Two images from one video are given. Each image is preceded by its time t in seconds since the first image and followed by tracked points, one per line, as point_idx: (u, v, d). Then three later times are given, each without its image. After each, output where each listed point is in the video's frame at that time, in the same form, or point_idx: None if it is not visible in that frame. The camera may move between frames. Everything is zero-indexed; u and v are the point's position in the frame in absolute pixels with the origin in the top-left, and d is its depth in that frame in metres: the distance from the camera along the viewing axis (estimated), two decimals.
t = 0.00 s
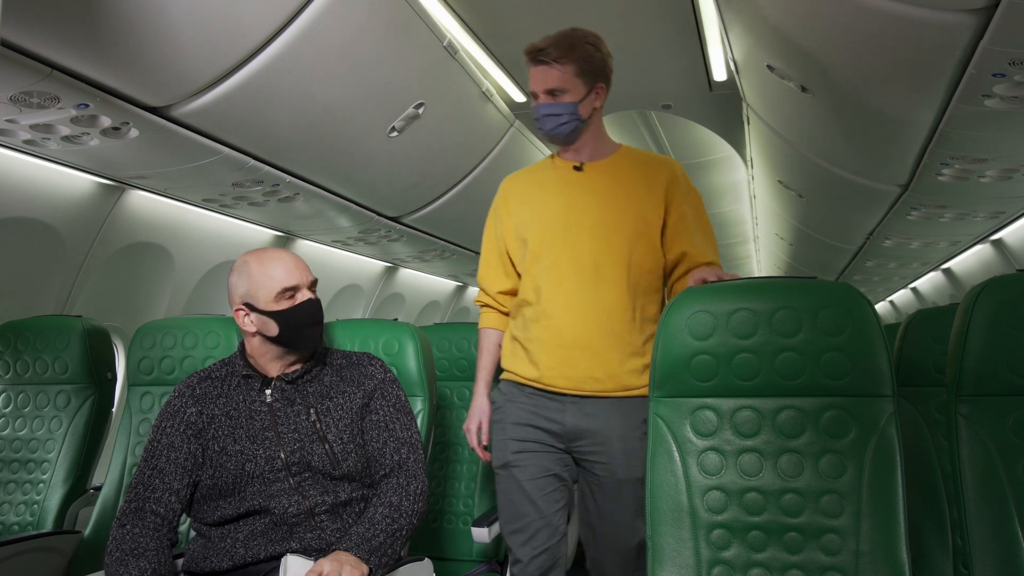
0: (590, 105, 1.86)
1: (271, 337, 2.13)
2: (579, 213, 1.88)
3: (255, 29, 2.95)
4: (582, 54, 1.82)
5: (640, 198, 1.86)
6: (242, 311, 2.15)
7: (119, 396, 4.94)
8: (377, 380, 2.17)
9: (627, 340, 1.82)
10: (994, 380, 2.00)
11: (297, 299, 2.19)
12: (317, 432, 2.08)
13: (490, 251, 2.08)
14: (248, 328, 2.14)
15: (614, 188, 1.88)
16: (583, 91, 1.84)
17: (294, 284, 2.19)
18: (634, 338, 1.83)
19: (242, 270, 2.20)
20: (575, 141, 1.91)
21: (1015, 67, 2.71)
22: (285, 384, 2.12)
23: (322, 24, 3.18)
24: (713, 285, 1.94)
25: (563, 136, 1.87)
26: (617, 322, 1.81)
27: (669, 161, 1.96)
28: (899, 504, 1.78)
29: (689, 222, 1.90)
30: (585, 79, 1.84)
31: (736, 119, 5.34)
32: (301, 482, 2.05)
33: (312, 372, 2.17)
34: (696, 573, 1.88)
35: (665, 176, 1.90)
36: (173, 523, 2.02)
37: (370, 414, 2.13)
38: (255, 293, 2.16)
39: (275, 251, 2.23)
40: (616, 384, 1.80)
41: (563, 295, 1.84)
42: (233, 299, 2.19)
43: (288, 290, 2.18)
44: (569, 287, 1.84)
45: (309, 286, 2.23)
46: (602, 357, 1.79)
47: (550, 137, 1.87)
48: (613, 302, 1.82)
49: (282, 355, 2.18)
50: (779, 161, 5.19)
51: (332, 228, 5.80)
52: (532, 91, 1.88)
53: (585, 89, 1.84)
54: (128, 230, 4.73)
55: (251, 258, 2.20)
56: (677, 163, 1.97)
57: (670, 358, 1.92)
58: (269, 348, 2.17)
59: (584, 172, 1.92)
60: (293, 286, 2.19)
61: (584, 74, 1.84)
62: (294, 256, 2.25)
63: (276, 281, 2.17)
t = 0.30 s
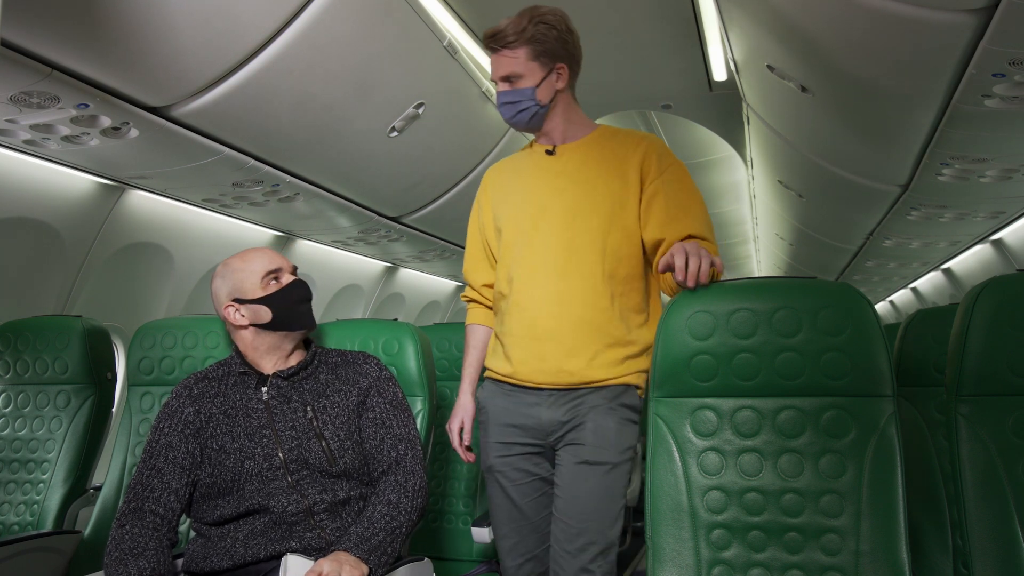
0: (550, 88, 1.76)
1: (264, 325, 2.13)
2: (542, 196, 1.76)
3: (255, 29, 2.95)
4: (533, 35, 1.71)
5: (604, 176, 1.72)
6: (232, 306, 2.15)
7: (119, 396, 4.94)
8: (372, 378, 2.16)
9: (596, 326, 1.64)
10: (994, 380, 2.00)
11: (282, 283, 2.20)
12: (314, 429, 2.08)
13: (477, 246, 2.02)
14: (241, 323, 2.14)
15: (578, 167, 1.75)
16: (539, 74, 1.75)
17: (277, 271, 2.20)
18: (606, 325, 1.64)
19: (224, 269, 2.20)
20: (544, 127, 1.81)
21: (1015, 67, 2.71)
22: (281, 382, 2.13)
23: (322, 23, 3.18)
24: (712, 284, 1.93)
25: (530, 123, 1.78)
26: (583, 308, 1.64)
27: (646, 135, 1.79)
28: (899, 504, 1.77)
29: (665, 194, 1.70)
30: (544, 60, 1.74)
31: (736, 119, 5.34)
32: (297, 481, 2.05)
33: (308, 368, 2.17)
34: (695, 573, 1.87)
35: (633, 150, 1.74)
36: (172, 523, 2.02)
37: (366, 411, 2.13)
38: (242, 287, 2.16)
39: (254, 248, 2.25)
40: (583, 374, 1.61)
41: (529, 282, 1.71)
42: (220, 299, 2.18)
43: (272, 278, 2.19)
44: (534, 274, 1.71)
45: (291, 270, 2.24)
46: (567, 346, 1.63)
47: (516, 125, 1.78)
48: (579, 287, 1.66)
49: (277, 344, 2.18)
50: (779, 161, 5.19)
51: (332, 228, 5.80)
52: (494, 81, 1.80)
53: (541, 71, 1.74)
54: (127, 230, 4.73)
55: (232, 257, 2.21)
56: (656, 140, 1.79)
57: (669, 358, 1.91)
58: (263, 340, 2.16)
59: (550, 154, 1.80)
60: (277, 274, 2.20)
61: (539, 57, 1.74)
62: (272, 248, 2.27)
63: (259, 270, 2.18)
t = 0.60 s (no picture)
0: (528, 73, 1.75)
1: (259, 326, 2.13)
2: (539, 187, 1.74)
3: (255, 29, 2.95)
4: (505, 21, 1.72)
5: (597, 161, 1.66)
6: (228, 307, 2.15)
7: (118, 396, 4.94)
8: (371, 377, 2.17)
9: (583, 316, 1.58)
10: (994, 380, 2.00)
11: (277, 285, 2.22)
12: (313, 429, 2.08)
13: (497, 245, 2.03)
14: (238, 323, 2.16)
15: (571, 156, 1.71)
16: (516, 61, 1.75)
17: (272, 272, 2.21)
18: (593, 315, 1.58)
19: (220, 271, 2.21)
20: (530, 112, 1.81)
21: (1014, 67, 2.71)
22: (280, 381, 2.13)
23: (322, 23, 3.18)
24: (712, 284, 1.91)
25: (511, 111, 1.80)
26: (572, 298, 1.59)
27: (648, 117, 1.72)
28: (899, 505, 1.77)
29: (662, 177, 1.62)
30: (521, 45, 1.74)
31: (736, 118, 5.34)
32: (297, 481, 2.05)
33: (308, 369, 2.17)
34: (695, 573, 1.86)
35: (628, 133, 1.67)
36: (173, 523, 2.02)
37: (366, 411, 2.13)
38: (237, 288, 2.17)
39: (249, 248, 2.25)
40: (563, 365, 1.56)
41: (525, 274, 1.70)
42: (217, 300, 2.19)
43: (267, 279, 2.20)
44: (529, 266, 1.69)
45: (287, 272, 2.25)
46: (555, 337, 1.59)
47: (499, 113, 1.81)
48: (569, 276, 1.61)
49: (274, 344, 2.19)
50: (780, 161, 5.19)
51: (332, 228, 5.80)
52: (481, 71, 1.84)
53: (518, 57, 1.74)
54: (127, 230, 4.73)
55: (228, 258, 2.22)
56: (652, 118, 1.72)
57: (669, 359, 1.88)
58: (260, 341, 2.18)
59: (549, 144, 1.78)
60: (271, 274, 2.21)
61: (515, 43, 1.75)
62: (266, 248, 2.27)
63: (254, 272, 2.19)
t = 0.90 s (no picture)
0: (538, 60, 1.72)
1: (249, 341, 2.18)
2: (558, 177, 1.72)
3: (255, 29, 2.95)
4: (513, 7, 1.72)
5: (610, 147, 1.63)
6: (225, 314, 2.23)
7: (118, 396, 4.94)
8: (371, 379, 2.17)
9: (600, 310, 1.57)
10: (994, 380, 1.99)
11: (274, 304, 2.21)
12: (312, 430, 2.09)
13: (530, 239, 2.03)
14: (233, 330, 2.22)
15: (588, 143, 1.67)
16: (525, 47, 1.73)
17: (271, 289, 2.21)
18: (609, 309, 1.56)
19: (226, 273, 2.25)
20: (545, 100, 1.79)
21: (1014, 67, 2.71)
22: (281, 384, 2.13)
23: (323, 23, 3.18)
24: (712, 284, 1.91)
25: (524, 99, 1.77)
26: (589, 290, 1.57)
27: (664, 93, 1.66)
28: (900, 505, 1.76)
29: (677, 158, 1.57)
30: (529, 31, 1.73)
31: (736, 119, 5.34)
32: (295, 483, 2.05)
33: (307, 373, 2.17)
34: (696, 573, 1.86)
35: (640, 112, 1.63)
36: (174, 523, 2.03)
37: (365, 412, 2.13)
38: (235, 297, 2.21)
39: (257, 253, 2.26)
40: (583, 364, 1.55)
41: (548, 269, 1.69)
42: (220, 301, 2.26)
43: (265, 296, 2.20)
44: (551, 261, 1.68)
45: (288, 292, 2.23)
46: (573, 332, 1.59)
47: (513, 102, 1.79)
48: (585, 267, 1.59)
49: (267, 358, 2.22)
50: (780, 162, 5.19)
51: (332, 228, 5.80)
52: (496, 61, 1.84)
53: (528, 44, 1.73)
54: (128, 230, 4.73)
55: (235, 260, 2.25)
56: (669, 93, 1.65)
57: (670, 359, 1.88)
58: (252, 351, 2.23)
59: (567, 132, 1.75)
60: (270, 292, 2.21)
61: (525, 29, 1.73)
62: (274, 257, 2.26)
63: (253, 286, 2.20)
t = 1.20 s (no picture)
0: (560, 50, 1.71)
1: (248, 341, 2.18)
2: (582, 175, 1.78)
3: (255, 29, 2.95)
4: None
5: (626, 144, 1.66)
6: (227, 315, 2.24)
7: (118, 396, 4.94)
8: (374, 380, 2.19)
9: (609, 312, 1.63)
10: (994, 380, 1.99)
11: (270, 301, 2.20)
12: (313, 432, 2.09)
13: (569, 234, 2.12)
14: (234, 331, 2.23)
15: (606, 140, 1.71)
16: (546, 37, 1.72)
17: (267, 286, 2.20)
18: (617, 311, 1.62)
19: (226, 275, 2.26)
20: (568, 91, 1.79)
21: (1014, 67, 2.71)
22: (282, 385, 2.13)
23: (322, 23, 3.18)
24: (712, 284, 1.91)
25: (545, 91, 1.77)
26: (603, 291, 1.63)
27: (682, 83, 1.65)
28: (899, 505, 1.76)
29: (686, 154, 1.57)
30: (549, 21, 1.71)
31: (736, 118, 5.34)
32: (295, 483, 2.05)
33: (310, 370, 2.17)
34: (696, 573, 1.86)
35: (651, 109, 1.64)
36: (174, 524, 2.02)
37: (367, 413, 2.14)
38: (235, 296, 2.22)
39: (258, 251, 2.26)
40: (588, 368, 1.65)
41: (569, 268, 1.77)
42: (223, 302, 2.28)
43: (262, 294, 2.19)
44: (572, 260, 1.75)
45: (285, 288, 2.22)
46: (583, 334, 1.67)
47: (535, 94, 1.78)
48: (598, 268, 1.64)
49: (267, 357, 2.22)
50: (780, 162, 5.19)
51: (332, 228, 5.81)
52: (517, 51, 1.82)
53: (549, 34, 1.71)
54: (127, 230, 4.74)
55: (236, 261, 2.26)
56: (685, 83, 1.65)
57: (671, 359, 1.88)
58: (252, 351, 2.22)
59: (592, 125, 1.79)
60: (266, 289, 2.20)
61: (546, 19, 1.71)
62: (273, 255, 2.25)
63: (250, 285, 2.20)
